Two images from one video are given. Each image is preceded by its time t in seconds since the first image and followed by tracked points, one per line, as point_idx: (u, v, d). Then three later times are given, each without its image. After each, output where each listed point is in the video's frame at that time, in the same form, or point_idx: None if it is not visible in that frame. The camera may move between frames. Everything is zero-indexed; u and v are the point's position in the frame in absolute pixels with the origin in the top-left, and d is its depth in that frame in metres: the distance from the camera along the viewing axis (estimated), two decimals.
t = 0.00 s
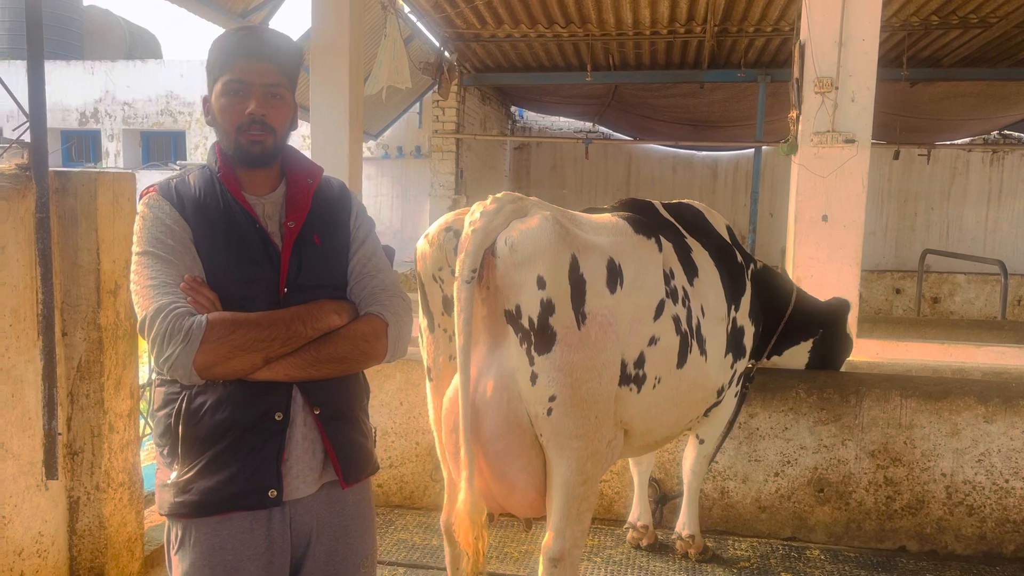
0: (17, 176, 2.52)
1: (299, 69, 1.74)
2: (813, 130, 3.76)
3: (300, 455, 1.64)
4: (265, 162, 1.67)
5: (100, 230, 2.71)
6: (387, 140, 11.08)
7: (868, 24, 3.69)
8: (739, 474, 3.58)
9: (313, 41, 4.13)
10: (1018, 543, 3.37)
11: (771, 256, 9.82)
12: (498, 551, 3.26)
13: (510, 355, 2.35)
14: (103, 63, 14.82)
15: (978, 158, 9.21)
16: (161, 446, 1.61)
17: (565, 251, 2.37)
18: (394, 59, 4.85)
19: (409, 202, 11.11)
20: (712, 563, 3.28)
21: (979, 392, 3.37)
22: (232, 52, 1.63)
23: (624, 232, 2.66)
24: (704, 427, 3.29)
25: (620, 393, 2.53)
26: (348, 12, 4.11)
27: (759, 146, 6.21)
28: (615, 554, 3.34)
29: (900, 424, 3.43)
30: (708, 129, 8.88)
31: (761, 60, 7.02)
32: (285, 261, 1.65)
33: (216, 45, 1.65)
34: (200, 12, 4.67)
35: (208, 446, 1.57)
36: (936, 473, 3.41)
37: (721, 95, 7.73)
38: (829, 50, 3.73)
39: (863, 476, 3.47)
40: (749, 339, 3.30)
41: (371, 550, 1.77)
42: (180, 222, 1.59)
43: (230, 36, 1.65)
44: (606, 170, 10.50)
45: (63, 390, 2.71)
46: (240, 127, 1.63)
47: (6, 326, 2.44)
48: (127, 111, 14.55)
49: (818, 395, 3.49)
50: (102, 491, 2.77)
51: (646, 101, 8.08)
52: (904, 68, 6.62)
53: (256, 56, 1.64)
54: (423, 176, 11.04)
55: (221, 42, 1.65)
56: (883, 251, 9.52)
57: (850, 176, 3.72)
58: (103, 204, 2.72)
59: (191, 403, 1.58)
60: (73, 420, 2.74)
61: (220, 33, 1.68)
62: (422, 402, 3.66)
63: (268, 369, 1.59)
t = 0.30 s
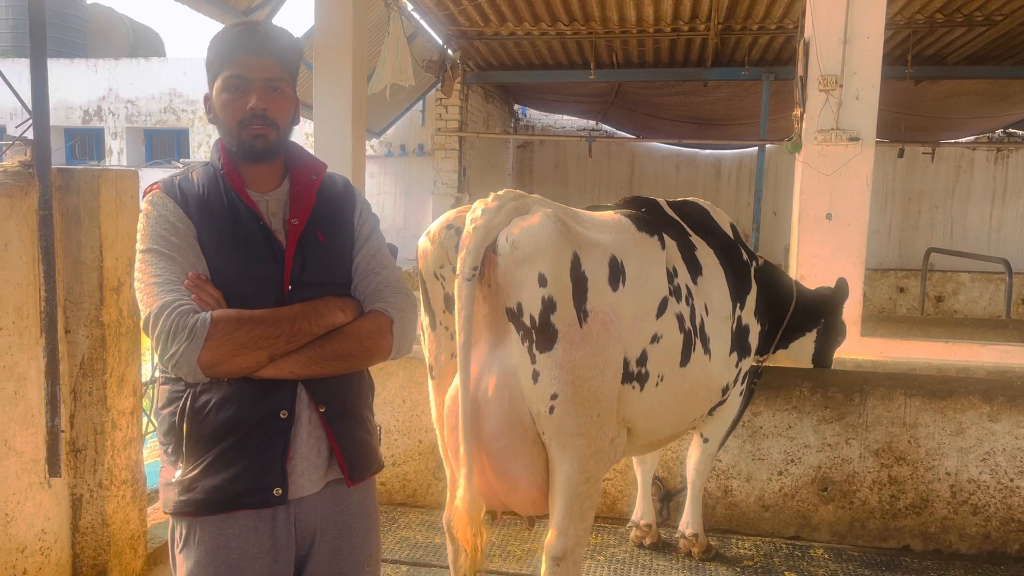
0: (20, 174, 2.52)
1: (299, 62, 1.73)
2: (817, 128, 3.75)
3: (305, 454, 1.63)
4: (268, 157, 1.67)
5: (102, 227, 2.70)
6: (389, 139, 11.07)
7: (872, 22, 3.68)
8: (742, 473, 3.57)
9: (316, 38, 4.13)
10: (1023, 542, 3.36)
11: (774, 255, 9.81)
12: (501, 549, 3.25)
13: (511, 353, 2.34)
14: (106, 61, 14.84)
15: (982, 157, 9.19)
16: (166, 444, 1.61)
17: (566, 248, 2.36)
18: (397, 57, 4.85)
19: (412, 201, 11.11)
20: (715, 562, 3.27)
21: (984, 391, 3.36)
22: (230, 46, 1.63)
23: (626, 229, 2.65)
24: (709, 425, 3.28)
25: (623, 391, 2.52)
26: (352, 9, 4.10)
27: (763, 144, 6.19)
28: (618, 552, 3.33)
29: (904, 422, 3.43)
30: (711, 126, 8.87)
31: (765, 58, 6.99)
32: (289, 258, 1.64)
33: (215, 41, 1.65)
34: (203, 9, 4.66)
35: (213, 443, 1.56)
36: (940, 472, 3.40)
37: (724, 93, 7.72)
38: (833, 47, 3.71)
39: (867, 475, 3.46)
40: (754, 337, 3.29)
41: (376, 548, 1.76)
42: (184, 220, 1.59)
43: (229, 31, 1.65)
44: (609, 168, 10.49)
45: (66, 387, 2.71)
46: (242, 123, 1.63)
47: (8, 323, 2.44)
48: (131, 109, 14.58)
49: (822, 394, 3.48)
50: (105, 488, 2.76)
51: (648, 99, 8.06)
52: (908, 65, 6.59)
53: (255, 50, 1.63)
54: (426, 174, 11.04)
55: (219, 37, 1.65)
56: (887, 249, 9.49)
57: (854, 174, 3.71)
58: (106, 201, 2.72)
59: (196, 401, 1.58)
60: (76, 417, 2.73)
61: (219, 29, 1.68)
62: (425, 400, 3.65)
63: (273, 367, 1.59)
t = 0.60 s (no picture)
0: (23, 170, 2.52)
1: (300, 55, 1.73)
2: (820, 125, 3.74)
3: (307, 452, 1.63)
4: (272, 150, 1.66)
5: (105, 224, 2.70)
6: (392, 136, 11.06)
7: (876, 19, 3.67)
8: (745, 471, 3.57)
9: (318, 35, 4.12)
10: None
11: (777, 253, 9.79)
12: (503, 547, 3.25)
13: (512, 351, 2.34)
14: (109, 58, 14.86)
15: (986, 154, 9.16)
16: (169, 440, 1.61)
17: (567, 245, 2.36)
18: (400, 54, 4.84)
19: (414, 198, 11.11)
20: (717, 560, 3.27)
21: (987, 389, 3.35)
22: (231, 41, 1.63)
23: (629, 227, 2.64)
24: (712, 423, 3.28)
25: (625, 389, 2.52)
26: (354, 6, 4.09)
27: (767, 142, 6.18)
28: (620, 550, 3.33)
29: (908, 421, 3.42)
30: (714, 124, 8.86)
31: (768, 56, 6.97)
32: (293, 255, 1.64)
33: (215, 36, 1.65)
34: (206, 6, 4.66)
35: (216, 440, 1.56)
36: (944, 470, 3.40)
37: (727, 90, 7.70)
38: (837, 44, 3.70)
39: (870, 473, 3.46)
40: (758, 336, 3.29)
41: (378, 546, 1.76)
42: (188, 216, 1.59)
43: (229, 26, 1.65)
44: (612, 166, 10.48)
45: (68, 384, 2.70)
46: (246, 116, 1.62)
47: (10, 320, 2.47)
48: (134, 106, 14.60)
49: (825, 392, 3.48)
50: (108, 485, 2.76)
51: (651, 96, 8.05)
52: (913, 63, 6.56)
53: (256, 43, 1.63)
54: (429, 171, 11.02)
55: (220, 32, 1.65)
56: (890, 247, 9.47)
57: (858, 171, 3.69)
58: (108, 197, 2.71)
59: (198, 398, 1.58)
60: (78, 414, 2.74)
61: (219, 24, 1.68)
62: (428, 398, 3.65)
63: (276, 364, 1.58)
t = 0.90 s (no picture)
0: (25, 166, 2.52)
1: (304, 51, 1.72)
2: (823, 122, 3.73)
3: (308, 448, 1.62)
4: (275, 149, 1.65)
5: (107, 219, 2.70)
6: (394, 133, 11.05)
7: (879, 16, 3.66)
8: (747, 468, 3.56)
9: (320, 31, 4.11)
10: None
11: (780, 250, 9.78)
12: (504, 543, 3.25)
13: (513, 347, 2.34)
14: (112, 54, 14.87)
15: (989, 152, 9.13)
16: (172, 435, 1.62)
17: (568, 241, 2.35)
18: (402, 50, 4.84)
19: (416, 195, 11.10)
20: (719, 557, 3.27)
21: (990, 386, 3.34)
22: (232, 38, 1.62)
23: (631, 223, 2.64)
24: (715, 420, 3.28)
25: (627, 386, 2.52)
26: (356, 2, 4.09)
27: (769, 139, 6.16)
28: (622, 547, 3.33)
29: (910, 418, 3.41)
30: (717, 121, 8.85)
31: (771, 53, 6.93)
32: (295, 252, 1.64)
33: (216, 34, 1.64)
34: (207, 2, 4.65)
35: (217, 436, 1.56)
36: (946, 467, 3.39)
37: (730, 87, 7.69)
38: (840, 41, 3.69)
39: (873, 471, 3.45)
40: (761, 333, 3.28)
41: (379, 542, 1.75)
42: (190, 214, 1.58)
43: (230, 23, 1.64)
44: (615, 163, 10.46)
45: (70, 380, 2.70)
46: (248, 116, 1.62)
47: (13, 316, 2.45)
48: (136, 103, 14.61)
49: (827, 389, 3.47)
50: (110, 481, 2.76)
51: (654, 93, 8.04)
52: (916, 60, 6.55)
53: (258, 41, 1.62)
54: (431, 168, 11.02)
55: (221, 29, 1.64)
56: (893, 245, 9.46)
57: (861, 168, 3.68)
58: (110, 193, 2.71)
59: (200, 394, 1.58)
60: (80, 410, 2.74)
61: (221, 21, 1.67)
62: (429, 394, 3.64)
63: (277, 363, 1.58)
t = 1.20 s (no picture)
0: (25, 163, 2.51)
1: (310, 50, 1.71)
2: (825, 119, 3.72)
3: (312, 447, 1.62)
4: (278, 146, 1.65)
5: (107, 217, 2.70)
6: (396, 130, 11.04)
7: (881, 13, 3.65)
8: (748, 465, 3.56)
9: (322, 28, 4.10)
10: None
11: (781, 247, 9.77)
12: (505, 541, 3.25)
13: (515, 345, 2.34)
14: (113, 51, 14.87)
15: (992, 149, 9.11)
16: (176, 435, 1.61)
17: (569, 239, 2.35)
18: (404, 47, 4.83)
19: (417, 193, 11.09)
20: (720, 555, 3.26)
21: (992, 384, 3.34)
22: (239, 34, 1.61)
23: (633, 220, 2.63)
24: (717, 418, 3.27)
25: (629, 383, 2.51)
26: None
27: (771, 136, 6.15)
28: (622, 545, 3.33)
29: (912, 416, 3.41)
30: (720, 118, 8.85)
31: (773, 49, 6.89)
32: (299, 251, 1.63)
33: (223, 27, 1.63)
34: None
35: (220, 436, 1.55)
36: (948, 466, 3.38)
37: (732, 85, 7.67)
38: (842, 38, 3.68)
39: (874, 469, 3.45)
40: (764, 331, 3.28)
41: (381, 540, 1.75)
42: (193, 211, 1.57)
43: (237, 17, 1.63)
44: (617, 160, 10.45)
45: (71, 377, 2.70)
46: (253, 114, 1.61)
47: (14, 313, 2.44)
48: (137, 99, 14.60)
49: (829, 387, 3.47)
50: (110, 478, 2.77)
51: (655, 91, 8.03)
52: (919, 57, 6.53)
53: (266, 39, 1.61)
54: (432, 165, 11.01)
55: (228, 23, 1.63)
56: (895, 243, 9.44)
57: (863, 165, 3.67)
58: (110, 190, 2.71)
59: (204, 393, 1.57)
60: (81, 407, 2.74)
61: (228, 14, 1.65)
62: (430, 392, 3.64)
63: (281, 362, 1.57)
